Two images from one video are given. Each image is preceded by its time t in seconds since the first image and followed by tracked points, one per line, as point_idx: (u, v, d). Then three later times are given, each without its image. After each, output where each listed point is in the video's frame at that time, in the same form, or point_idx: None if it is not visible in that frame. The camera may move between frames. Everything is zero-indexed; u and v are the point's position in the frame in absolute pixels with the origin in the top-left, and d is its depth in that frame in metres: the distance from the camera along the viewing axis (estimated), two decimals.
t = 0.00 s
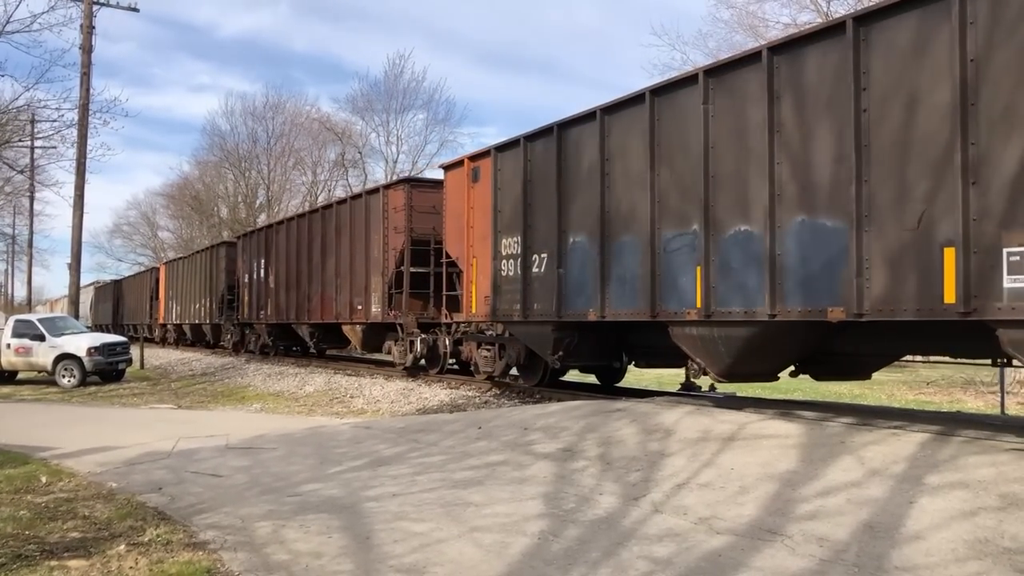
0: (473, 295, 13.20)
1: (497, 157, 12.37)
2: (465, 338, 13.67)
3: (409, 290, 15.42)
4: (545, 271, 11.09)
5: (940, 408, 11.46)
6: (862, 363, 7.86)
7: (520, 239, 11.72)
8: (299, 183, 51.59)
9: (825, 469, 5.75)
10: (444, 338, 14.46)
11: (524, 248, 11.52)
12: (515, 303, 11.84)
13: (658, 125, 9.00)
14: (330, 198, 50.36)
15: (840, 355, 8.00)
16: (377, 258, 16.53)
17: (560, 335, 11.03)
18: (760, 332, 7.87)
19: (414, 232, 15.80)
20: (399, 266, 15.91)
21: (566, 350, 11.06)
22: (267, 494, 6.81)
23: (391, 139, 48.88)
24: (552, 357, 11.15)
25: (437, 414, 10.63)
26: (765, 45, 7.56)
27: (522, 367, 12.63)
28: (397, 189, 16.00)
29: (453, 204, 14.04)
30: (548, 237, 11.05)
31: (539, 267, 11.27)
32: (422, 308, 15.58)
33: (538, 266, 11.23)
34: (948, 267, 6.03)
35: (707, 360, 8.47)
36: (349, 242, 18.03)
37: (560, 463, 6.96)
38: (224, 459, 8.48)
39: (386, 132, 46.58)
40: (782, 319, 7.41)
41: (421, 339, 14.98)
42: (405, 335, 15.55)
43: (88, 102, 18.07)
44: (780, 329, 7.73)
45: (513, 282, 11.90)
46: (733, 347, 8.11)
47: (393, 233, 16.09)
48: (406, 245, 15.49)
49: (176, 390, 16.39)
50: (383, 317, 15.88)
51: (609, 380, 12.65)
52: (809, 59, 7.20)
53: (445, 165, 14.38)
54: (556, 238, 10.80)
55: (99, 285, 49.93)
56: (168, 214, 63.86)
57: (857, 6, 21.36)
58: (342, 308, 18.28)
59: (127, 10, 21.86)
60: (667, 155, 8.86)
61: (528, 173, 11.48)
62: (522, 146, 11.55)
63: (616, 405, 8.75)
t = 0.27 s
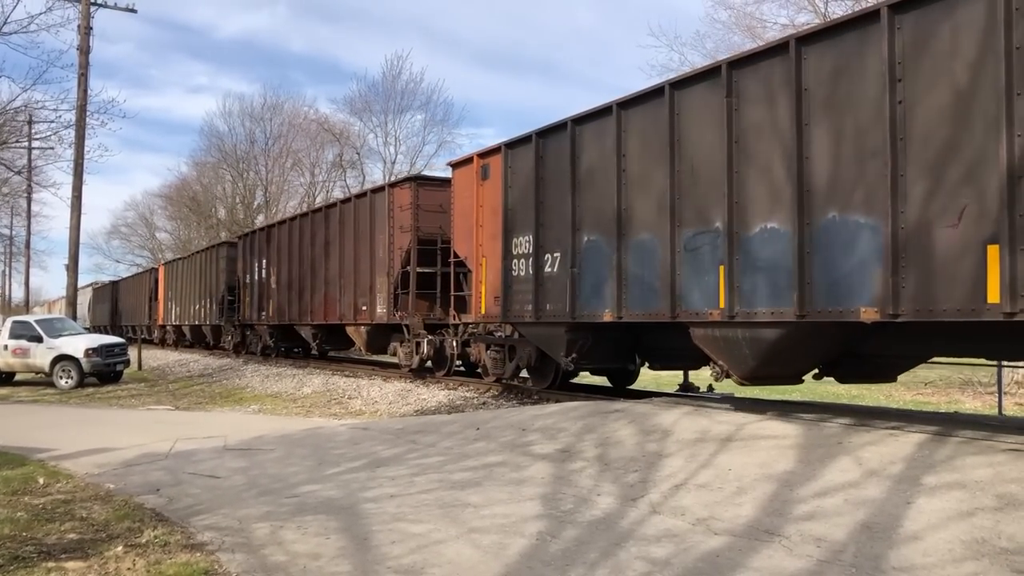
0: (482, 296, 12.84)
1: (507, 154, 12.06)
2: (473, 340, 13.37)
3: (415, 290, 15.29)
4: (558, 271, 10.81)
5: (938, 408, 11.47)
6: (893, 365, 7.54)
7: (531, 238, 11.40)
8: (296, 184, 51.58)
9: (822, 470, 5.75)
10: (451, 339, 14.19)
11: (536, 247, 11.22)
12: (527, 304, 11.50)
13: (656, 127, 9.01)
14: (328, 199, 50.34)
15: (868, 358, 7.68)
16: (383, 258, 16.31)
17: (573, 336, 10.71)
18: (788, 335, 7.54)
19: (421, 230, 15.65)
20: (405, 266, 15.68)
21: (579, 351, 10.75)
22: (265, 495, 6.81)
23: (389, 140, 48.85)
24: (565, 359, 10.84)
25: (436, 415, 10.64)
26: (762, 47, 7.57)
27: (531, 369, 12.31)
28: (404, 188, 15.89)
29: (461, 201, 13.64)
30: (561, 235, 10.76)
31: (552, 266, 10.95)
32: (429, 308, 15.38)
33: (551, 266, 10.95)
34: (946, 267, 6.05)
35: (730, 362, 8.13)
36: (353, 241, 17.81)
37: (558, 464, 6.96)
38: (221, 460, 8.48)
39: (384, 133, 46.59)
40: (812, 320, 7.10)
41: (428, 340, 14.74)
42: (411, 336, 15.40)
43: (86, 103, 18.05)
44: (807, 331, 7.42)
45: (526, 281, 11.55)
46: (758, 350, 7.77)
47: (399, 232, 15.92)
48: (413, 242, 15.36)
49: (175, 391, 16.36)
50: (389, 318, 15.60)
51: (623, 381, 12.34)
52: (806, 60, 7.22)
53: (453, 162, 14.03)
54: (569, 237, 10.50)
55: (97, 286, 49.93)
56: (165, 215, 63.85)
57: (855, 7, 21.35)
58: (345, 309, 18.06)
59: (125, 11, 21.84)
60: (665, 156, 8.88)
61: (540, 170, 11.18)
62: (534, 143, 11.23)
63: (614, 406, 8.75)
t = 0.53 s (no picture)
0: (494, 296, 12.54)
1: (520, 151, 11.76)
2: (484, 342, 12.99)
3: (424, 290, 15.02)
4: (572, 271, 10.50)
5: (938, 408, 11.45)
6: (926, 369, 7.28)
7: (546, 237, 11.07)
8: (296, 185, 51.59)
9: (822, 470, 5.75)
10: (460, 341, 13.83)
11: (550, 245, 10.92)
12: (541, 304, 11.18)
13: (655, 128, 9.04)
14: (328, 200, 50.36)
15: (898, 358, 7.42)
16: (390, 258, 16.07)
17: (590, 338, 10.41)
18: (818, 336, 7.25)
19: (430, 230, 15.32)
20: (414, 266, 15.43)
21: (596, 353, 10.40)
22: (265, 496, 6.82)
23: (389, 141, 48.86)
24: (581, 362, 10.55)
25: (436, 415, 10.64)
26: (759, 49, 7.60)
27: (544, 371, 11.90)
28: (413, 187, 15.57)
29: (471, 199, 13.38)
30: (575, 234, 10.46)
31: (567, 265, 10.65)
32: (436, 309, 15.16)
33: (566, 265, 10.64)
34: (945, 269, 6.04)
35: (756, 365, 7.83)
36: (359, 241, 17.57)
37: (558, 465, 6.96)
38: (221, 461, 8.48)
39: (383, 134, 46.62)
40: (846, 320, 6.78)
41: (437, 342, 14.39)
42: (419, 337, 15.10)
43: (86, 104, 18.06)
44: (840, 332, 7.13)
45: (539, 281, 11.21)
46: (787, 351, 7.45)
47: (407, 232, 15.60)
48: (422, 242, 15.02)
49: (175, 392, 16.37)
50: (397, 319, 15.37)
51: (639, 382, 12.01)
52: (805, 61, 7.23)
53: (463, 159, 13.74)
54: (585, 235, 10.22)
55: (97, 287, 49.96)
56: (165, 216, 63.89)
57: (854, 8, 21.35)
58: (351, 310, 17.82)
59: (125, 12, 21.86)
60: (664, 157, 8.91)
61: (554, 166, 10.88)
62: (547, 139, 10.91)
63: (614, 407, 8.75)
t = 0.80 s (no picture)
0: (506, 296, 12.22)
1: (534, 147, 11.46)
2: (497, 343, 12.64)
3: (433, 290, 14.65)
4: (589, 269, 10.21)
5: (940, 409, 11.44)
6: (957, 372, 7.04)
7: (561, 235, 10.78)
8: (297, 186, 51.60)
9: (823, 471, 5.75)
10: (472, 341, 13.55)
11: (565, 244, 10.63)
12: (556, 304, 10.87)
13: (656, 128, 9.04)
14: (329, 201, 50.38)
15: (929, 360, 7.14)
16: (399, 257, 15.80)
17: (607, 338, 10.05)
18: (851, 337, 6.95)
19: (440, 229, 14.98)
20: (423, 265, 15.15)
21: (613, 355, 10.01)
22: (266, 497, 6.82)
23: (390, 141, 48.89)
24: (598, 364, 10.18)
25: (437, 416, 10.63)
26: (761, 48, 7.59)
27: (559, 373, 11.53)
28: (422, 185, 15.24)
29: (482, 198, 13.09)
30: (592, 232, 10.15)
31: (583, 264, 10.34)
32: (445, 309, 14.71)
33: (582, 264, 10.34)
34: (947, 269, 6.03)
35: (785, 368, 7.54)
36: (367, 241, 17.30)
37: (559, 466, 6.96)
38: (222, 462, 8.48)
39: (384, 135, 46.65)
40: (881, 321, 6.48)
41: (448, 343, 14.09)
42: (428, 339, 14.77)
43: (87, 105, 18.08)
44: (876, 334, 6.85)
45: (553, 280, 10.94)
46: (818, 354, 7.17)
47: (417, 231, 15.29)
48: (432, 241, 14.69)
49: (175, 392, 16.38)
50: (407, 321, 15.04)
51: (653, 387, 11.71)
52: (807, 61, 7.22)
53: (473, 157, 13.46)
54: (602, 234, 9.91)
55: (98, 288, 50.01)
56: (166, 217, 63.95)
57: (854, 8, 21.35)
58: (358, 311, 17.54)
59: (126, 13, 21.88)
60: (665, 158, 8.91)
61: (569, 163, 10.59)
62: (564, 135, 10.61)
63: (615, 408, 8.75)
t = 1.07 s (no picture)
0: (519, 297, 11.87)
1: (546, 144, 11.17)
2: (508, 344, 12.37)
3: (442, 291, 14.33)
4: (606, 269, 9.87)
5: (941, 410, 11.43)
6: (993, 376, 6.82)
7: (577, 234, 10.47)
8: (298, 187, 51.61)
9: (822, 472, 5.75)
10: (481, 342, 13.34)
11: (581, 242, 10.32)
12: (572, 304, 10.51)
13: (655, 129, 9.06)
14: (329, 202, 50.38)
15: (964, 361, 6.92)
16: (407, 258, 15.52)
17: (625, 339, 9.75)
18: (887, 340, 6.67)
19: (448, 228, 14.61)
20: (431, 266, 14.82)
21: (631, 358, 9.72)
22: (265, 498, 6.82)
23: (390, 142, 48.91)
24: (615, 366, 9.90)
25: (437, 417, 10.63)
26: (761, 49, 7.62)
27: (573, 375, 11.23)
28: (431, 183, 14.86)
29: (492, 196, 12.78)
30: (609, 231, 9.85)
31: (599, 263, 10.04)
32: (455, 311, 14.50)
33: (599, 263, 10.02)
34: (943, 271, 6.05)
35: (815, 370, 7.28)
36: (374, 240, 17.02)
37: (559, 467, 6.96)
38: (222, 463, 8.48)
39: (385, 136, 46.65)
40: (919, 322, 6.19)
41: (456, 345, 13.84)
42: (438, 340, 14.48)
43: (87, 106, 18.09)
44: (913, 335, 6.54)
45: (568, 280, 10.60)
46: (851, 356, 6.89)
47: (425, 231, 14.95)
48: (440, 241, 14.31)
49: (175, 393, 16.39)
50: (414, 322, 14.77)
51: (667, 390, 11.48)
52: (824, 58, 7.06)
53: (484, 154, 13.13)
54: (619, 232, 9.60)
55: (99, 289, 50.06)
56: (167, 218, 63.99)
57: (855, 8, 21.36)
58: (365, 311, 17.27)
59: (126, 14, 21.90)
60: (664, 159, 8.94)
61: (584, 159, 10.29)
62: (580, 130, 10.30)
63: (615, 409, 8.75)
